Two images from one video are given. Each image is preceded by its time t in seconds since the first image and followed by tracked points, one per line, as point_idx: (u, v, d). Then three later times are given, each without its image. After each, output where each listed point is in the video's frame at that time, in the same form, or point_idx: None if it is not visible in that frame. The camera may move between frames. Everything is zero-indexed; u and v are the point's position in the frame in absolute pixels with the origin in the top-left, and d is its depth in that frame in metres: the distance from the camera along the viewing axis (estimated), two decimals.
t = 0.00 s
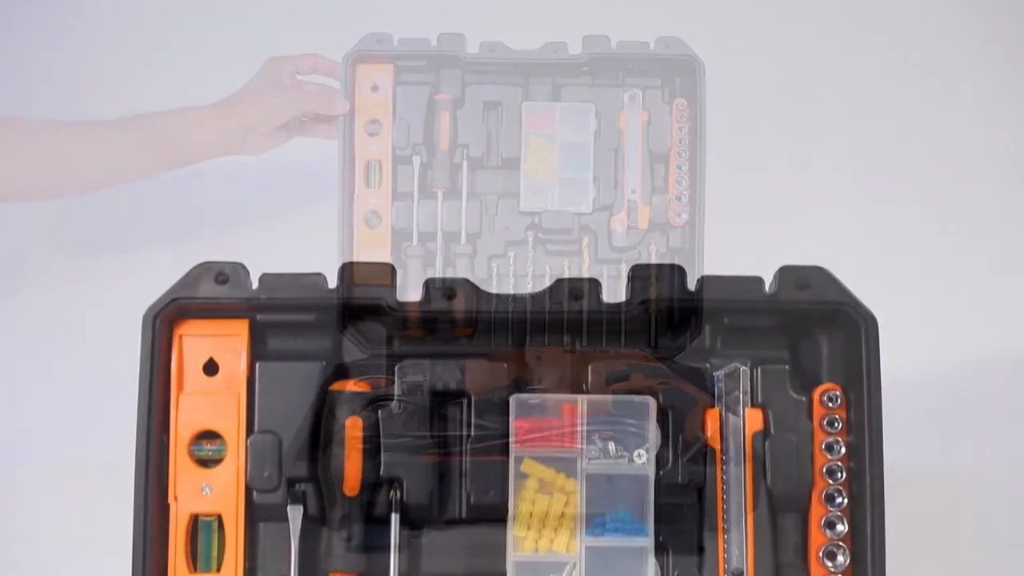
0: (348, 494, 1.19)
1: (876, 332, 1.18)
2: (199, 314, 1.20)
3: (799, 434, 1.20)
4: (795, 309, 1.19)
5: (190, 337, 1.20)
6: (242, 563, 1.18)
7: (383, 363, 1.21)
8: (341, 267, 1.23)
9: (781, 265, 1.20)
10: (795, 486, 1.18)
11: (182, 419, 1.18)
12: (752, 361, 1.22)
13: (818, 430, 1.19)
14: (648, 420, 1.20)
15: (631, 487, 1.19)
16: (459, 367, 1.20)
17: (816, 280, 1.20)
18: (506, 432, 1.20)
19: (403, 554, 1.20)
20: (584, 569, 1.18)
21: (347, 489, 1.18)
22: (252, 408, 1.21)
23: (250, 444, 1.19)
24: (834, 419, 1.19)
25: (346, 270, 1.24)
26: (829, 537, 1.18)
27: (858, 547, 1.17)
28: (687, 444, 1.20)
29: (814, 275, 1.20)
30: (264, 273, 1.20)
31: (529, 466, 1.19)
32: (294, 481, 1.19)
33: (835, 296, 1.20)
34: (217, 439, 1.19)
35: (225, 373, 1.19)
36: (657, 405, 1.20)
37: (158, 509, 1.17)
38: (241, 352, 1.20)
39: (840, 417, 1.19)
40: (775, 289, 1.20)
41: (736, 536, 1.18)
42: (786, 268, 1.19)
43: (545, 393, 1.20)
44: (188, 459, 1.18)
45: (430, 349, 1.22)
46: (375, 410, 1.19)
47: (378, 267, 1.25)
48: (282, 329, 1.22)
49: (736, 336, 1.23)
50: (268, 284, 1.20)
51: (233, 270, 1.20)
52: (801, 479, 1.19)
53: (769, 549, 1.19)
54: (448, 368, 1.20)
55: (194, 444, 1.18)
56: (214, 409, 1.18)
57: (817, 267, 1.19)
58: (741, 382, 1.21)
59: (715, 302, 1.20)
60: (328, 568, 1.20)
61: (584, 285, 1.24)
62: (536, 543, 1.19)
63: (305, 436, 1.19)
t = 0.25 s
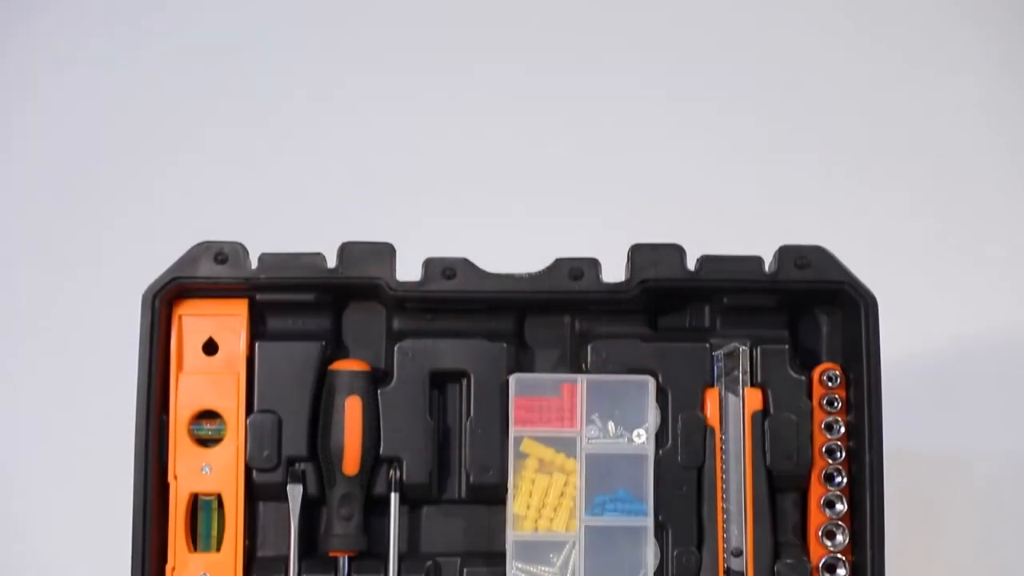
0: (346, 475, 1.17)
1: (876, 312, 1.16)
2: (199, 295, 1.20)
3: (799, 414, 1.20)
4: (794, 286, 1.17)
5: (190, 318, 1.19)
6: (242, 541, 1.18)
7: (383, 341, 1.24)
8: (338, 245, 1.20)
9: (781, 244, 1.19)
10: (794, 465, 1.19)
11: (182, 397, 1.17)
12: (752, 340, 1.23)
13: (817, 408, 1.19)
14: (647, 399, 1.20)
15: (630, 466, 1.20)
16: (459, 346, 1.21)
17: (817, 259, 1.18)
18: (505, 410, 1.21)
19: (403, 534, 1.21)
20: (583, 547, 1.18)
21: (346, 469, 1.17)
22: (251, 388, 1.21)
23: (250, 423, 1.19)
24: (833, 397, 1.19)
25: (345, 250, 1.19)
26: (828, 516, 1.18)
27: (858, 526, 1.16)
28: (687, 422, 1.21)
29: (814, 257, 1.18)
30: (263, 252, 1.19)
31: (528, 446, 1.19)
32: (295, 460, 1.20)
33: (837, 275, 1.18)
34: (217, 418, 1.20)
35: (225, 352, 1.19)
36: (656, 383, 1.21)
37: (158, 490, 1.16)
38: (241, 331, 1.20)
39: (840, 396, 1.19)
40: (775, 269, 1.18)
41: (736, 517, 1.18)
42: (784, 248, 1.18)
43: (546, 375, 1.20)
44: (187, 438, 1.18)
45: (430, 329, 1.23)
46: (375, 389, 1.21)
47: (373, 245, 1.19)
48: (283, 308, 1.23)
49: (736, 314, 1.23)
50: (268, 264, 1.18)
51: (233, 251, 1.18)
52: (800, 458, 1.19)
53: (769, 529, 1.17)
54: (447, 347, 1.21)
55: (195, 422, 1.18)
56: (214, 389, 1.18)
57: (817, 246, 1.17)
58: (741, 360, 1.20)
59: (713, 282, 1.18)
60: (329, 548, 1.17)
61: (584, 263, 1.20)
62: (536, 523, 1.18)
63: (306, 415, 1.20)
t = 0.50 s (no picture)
0: (347, 454, 1.18)
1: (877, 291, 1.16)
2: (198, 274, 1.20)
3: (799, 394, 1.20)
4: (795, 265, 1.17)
5: (190, 297, 1.19)
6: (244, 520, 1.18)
7: (384, 321, 1.24)
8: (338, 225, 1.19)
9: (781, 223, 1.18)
10: (794, 445, 1.19)
11: (183, 378, 1.17)
12: (753, 320, 1.23)
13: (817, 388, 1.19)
14: (647, 378, 1.21)
15: (630, 446, 1.20)
16: (458, 326, 1.20)
17: (817, 237, 1.17)
18: (506, 389, 1.21)
19: (404, 514, 1.21)
20: (583, 526, 1.19)
21: (347, 449, 1.17)
22: (252, 367, 1.21)
23: (250, 403, 1.19)
24: (833, 377, 1.19)
25: (346, 229, 1.18)
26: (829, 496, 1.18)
27: (859, 505, 1.16)
28: (687, 401, 1.21)
29: (815, 236, 1.18)
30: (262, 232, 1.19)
31: (529, 426, 1.19)
32: (296, 439, 1.20)
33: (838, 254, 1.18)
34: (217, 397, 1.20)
35: (225, 331, 1.19)
36: (657, 362, 1.21)
37: (158, 469, 1.16)
38: (241, 311, 1.20)
39: (841, 376, 1.19)
40: (776, 248, 1.18)
41: (737, 496, 1.18)
42: (786, 227, 1.17)
43: (546, 354, 1.20)
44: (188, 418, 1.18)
45: (431, 308, 1.22)
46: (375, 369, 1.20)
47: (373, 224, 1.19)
48: (284, 287, 1.22)
49: (737, 294, 1.23)
50: (268, 244, 1.17)
51: (233, 230, 1.18)
52: (800, 438, 1.19)
53: (770, 508, 1.16)
54: (446, 326, 1.20)
55: (195, 402, 1.18)
56: (215, 368, 1.18)
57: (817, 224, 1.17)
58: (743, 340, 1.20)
59: (714, 261, 1.18)
60: (330, 527, 1.17)
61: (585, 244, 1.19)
62: (536, 503, 1.18)
63: (305, 394, 1.20)
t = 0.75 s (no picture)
0: (347, 432, 1.18)
1: (879, 269, 1.16)
2: (200, 253, 1.20)
3: (799, 372, 1.20)
4: (798, 243, 1.17)
5: (190, 276, 1.19)
6: (244, 497, 1.19)
7: (385, 300, 1.24)
8: (339, 203, 1.19)
9: (782, 202, 1.18)
10: (795, 423, 1.19)
11: (183, 356, 1.17)
12: (754, 298, 1.23)
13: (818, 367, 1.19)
14: (648, 356, 1.20)
15: (631, 424, 1.20)
16: (458, 305, 1.21)
17: (819, 216, 1.17)
18: (507, 367, 1.21)
19: (404, 490, 1.22)
20: (584, 505, 1.19)
21: (347, 427, 1.17)
22: (253, 345, 1.21)
23: (251, 382, 1.19)
24: (834, 355, 1.19)
25: (346, 207, 1.18)
26: (830, 474, 1.18)
27: (860, 482, 1.16)
28: (688, 379, 1.20)
29: (818, 215, 1.17)
30: (263, 211, 1.19)
31: (529, 403, 1.19)
32: (296, 418, 1.20)
33: (839, 233, 1.17)
34: (218, 375, 1.20)
35: (225, 310, 1.19)
36: (658, 341, 1.21)
37: (158, 447, 1.16)
38: (242, 289, 1.19)
39: (842, 354, 1.19)
40: (777, 227, 1.18)
41: (739, 474, 1.18)
42: (788, 205, 1.17)
43: (547, 333, 1.20)
44: (188, 397, 1.18)
45: (431, 286, 1.22)
46: (375, 347, 1.20)
47: (374, 203, 1.18)
48: (285, 266, 1.22)
49: (738, 273, 1.23)
50: (268, 222, 1.17)
51: (233, 208, 1.18)
52: (801, 416, 1.19)
53: (770, 486, 1.17)
54: (445, 307, 1.21)
55: (195, 381, 1.18)
56: (215, 346, 1.18)
57: (821, 203, 1.16)
58: (742, 319, 1.20)
59: (715, 240, 1.17)
60: (330, 505, 1.18)
61: (586, 223, 1.19)
62: (536, 481, 1.19)
63: (307, 373, 1.20)
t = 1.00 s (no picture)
0: (348, 409, 1.18)
1: (880, 246, 1.16)
2: (200, 230, 1.20)
3: (800, 349, 1.20)
4: (799, 221, 1.17)
5: (191, 253, 1.19)
6: (244, 473, 1.19)
7: (385, 278, 1.24)
8: (340, 180, 1.19)
9: (783, 180, 1.18)
10: (796, 400, 1.19)
11: (183, 332, 1.17)
12: (755, 275, 1.23)
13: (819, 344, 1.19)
14: (648, 333, 1.20)
15: (631, 401, 1.20)
16: (459, 282, 1.20)
17: (820, 194, 1.17)
18: (507, 345, 1.21)
19: (404, 466, 1.22)
20: (584, 483, 1.19)
21: (347, 404, 1.17)
22: (253, 322, 1.21)
23: (251, 359, 1.19)
24: (834, 333, 1.18)
25: (346, 184, 1.18)
26: (831, 451, 1.18)
27: (860, 459, 1.17)
28: (689, 356, 1.20)
29: (819, 193, 1.17)
30: (263, 188, 1.18)
31: (529, 380, 1.19)
32: (297, 395, 1.20)
33: (840, 211, 1.17)
34: (219, 352, 1.20)
35: (225, 287, 1.19)
36: (659, 318, 1.21)
37: (159, 423, 1.16)
38: (242, 266, 1.19)
39: (842, 331, 1.19)
40: (778, 204, 1.18)
41: (739, 450, 1.18)
42: (789, 182, 1.17)
43: (547, 310, 1.20)
44: (189, 374, 1.18)
45: (432, 263, 1.22)
46: (376, 324, 1.20)
47: (374, 179, 1.18)
48: (285, 243, 1.22)
49: (739, 251, 1.23)
50: (268, 198, 1.17)
51: (233, 185, 1.18)
52: (801, 393, 1.19)
53: (770, 463, 1.18)
54: (445, 284, 1.20)
55: (195, 358, 1.18)
56: (216, 323, 1.18)
57: (822, 181, 1.17)
58: (743, 296, 1.20)
59: (716, 216, 1.17)
60: (331, 482, 1.18)
61: (587, 200, 1.19)
62: (537, 458, 1.19)
63: (307, 350, 1.20)
